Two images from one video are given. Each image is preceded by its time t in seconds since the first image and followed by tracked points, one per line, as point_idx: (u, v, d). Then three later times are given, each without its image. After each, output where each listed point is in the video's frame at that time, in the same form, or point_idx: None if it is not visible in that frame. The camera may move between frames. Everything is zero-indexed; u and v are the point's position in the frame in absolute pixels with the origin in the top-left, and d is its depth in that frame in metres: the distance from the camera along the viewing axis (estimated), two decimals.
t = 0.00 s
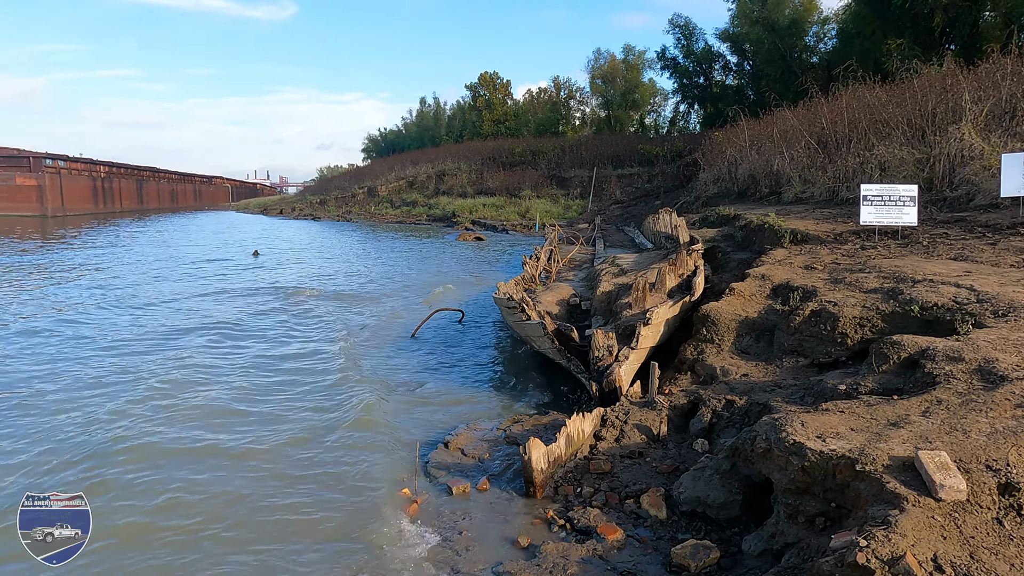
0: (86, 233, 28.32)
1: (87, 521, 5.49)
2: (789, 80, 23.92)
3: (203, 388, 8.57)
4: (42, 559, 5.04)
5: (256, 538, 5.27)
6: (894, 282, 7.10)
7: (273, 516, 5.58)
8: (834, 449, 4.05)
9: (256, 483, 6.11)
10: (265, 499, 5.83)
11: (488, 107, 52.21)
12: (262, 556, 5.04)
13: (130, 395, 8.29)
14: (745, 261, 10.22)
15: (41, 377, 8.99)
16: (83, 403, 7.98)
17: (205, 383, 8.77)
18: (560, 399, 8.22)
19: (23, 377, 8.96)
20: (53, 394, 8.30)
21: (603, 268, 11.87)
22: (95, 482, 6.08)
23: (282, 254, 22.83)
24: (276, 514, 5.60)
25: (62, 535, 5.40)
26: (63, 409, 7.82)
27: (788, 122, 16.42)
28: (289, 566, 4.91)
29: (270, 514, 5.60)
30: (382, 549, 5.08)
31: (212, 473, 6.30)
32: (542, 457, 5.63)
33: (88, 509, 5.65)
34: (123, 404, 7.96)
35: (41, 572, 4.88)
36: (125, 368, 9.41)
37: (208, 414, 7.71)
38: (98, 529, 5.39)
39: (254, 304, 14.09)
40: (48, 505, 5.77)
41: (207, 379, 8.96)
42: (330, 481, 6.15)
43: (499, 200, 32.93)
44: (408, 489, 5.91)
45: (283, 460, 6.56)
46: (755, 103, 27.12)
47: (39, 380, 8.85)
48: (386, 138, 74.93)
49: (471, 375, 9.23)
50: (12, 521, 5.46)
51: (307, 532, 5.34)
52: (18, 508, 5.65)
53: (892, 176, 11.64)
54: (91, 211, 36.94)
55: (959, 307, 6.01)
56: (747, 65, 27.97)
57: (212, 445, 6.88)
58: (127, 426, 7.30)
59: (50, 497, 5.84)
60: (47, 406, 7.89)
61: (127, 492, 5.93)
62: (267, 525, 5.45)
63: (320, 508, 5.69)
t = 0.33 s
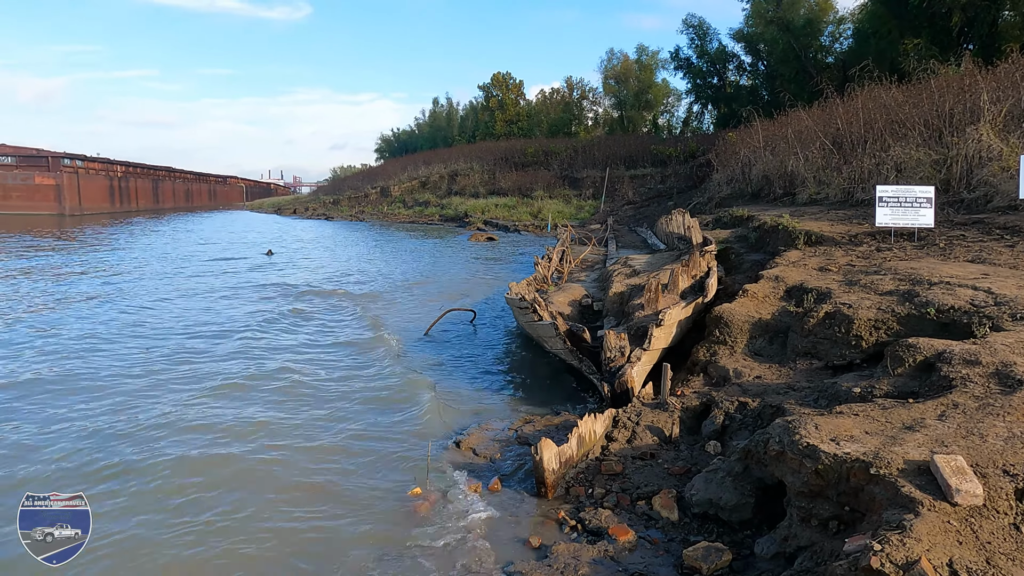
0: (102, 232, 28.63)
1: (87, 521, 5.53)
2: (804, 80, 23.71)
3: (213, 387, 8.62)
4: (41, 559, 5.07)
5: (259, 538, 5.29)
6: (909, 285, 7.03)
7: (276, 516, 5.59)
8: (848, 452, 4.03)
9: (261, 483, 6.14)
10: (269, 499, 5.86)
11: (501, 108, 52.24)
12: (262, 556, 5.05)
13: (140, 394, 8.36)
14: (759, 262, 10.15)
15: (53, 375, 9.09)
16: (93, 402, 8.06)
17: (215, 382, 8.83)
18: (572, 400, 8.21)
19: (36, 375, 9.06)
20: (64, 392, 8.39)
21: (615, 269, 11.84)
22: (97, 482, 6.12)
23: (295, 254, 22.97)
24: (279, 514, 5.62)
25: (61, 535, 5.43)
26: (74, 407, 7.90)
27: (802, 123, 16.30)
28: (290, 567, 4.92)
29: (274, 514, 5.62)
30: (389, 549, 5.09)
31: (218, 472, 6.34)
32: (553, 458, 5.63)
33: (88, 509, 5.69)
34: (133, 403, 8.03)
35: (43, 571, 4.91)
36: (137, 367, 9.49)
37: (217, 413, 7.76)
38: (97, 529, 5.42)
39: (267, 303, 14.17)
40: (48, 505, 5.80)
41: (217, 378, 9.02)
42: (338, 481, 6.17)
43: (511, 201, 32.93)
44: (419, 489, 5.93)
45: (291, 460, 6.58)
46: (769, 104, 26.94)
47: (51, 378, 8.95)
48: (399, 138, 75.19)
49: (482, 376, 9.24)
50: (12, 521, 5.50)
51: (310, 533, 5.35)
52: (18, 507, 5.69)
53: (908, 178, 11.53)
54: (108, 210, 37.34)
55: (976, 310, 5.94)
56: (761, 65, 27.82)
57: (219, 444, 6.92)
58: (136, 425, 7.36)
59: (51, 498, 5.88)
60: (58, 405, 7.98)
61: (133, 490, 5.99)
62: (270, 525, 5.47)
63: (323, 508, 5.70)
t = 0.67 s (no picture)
0: (117, 237, 28.99)
1: (87, 521, 5.62)
2: (817, 85, 23.62)
3: (222, 391, 8.70)
4: (41, 559, 5.15)
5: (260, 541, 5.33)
6: (924, 290, 6.97)
7: (279, 520, 5.64)
8: (864, 459, 4.00)
9: (266, 486, 6.19)
10: (273, 502, 5.91)
11: (512, 113, 52.42)
12: (262, 560, 5.10)
13: (149, 397, 8.46)
14: (771, 267, 10.09)
15: (66, 377, 9.24)
16: (104, 405, 8.17)
17: (224, 386, 8.91)
18: (584, 404, 8.20)
19: (51, 378, 9.21)
20: (75, 395, 8.52)
21: (626, 274, 11.84)
22: (99, 483, 6.20)
23: (308, 259, 23.15)
24: (282, 518, 5.67)
25: (61, 535, 5.53)
26: (85, 410, 8.01)
27: (815, 127, 16.22)
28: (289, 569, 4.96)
29: (276, 518, 5.67)
30: (395, 552, 5.14)
31: (223, 476, 6.40)
32: (565, 463, 5.62)
33: (88, 509, 5.79)
34: (144, 407, 8.13)
35: (47, 571, 4.99)
36: (149, 371, 9.62)
37: (226, 417, 7.83)
38: (97, 530, 5.50)
39: (279, 307, 14.30)
40: (48, 505, 5.91)
41: (227, 382, 9.11)
42: (344, 485, 6.20)
43: (522, 206, 33.02)
44: (433, 493, 5.96)
45: (298, 464, 6.63)
46: (781, 108, 26.85)
47: (63, 381, 9.09)
48: (410, 144, 75.62)
49: (493, 380, 9.26)
50: (12, 521, 5.59)
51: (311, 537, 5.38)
52: (18, 507, 5.78)
53: (922, 182, 11.44)
54: (125, 215, 37.84)
55: (993, 315, 5.88)
56: (773, 70, 27.74)
57: (227, 448, 6.98)
58: (145, 429, 7.45)
59: (50, 498, 5.98)
60: (69, 407, 8.10)
61: (139, 492, 6.08)
62: (271, 528, 5.51)
63: (326, 512, 5.74)
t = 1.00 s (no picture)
0: (113, 234, 28.89)
1: (87, 521, 5.57)
2: (814, 89, 23.69)
3: (219, 391, 8.66)
4: (41, 559, 5.11)
5: (259, 542, 5.31)
6: (919, 295, 7.00)
7: (279, 521, 5.60)
8: (858, 462, 4.01)
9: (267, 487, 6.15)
10: (271, 504, 5.85)
11: (510, 115, 52.46)
12: (261, 561, 5.06)
13: (147, 396, 8.41)
14: (768, 271, 10.12)
15: (61, 375, 9.18)
16: (101, 403, 8.12)
17: (221, 386, 8.87)
18: (579, 406, 8.21)
19: (46, 376, 9.14)
20: (72, 393, 8.46)
21: (623, 276, 11.85)
22: (100, 484, 6.15)
23: (304, 258, 23.11)
24: (283, 518, 5.63)
25: (61, 535, 5.49)
26: (82, 408, 7.96)
27: (812, 131, 16.27)
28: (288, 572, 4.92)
29: (276, 519, 5.63)
30: (390, 552, 5.13)
31: (223, 476, 6.36)
32: (560, 464, 5.62)
33: (88, 509, 5.74)
34: (141, 405, 8.08)
35: (47, 571, 4.95)
36: (145, 369, 9.56)
37: (223, 417, 7.79)
38: (98, 530, 5.46)
39: (275, 306, 14.25)
40: (48, 505, 5.85)
41: (224, 381, 9.06)
42: (343, 485, 6.19)
43: (519, 207, 33.03)
44: (428, 494, 5.95)
45: (295, 464, 6.60)
46: (778, 112, 26.93)
47: (60, 379, 9.03)
48: (408, 144, 75.55)
49: (489, 381, 9.24)
50: (12, 520, 5.53)
51: (305, 537, 5.36)
52: (18, 507, 5.72)
53: (918, 187, 11.49)
54: (120, 213, 37.69)
55: (987, 321, 5.91)
56: (771, 74, 27.83)
57: (224, 448, 6.94)
58: (143, 428, 7.40)
59: (50, 498, 5.92)
60: (66, 405, 8.04)
61: (140, 492, 6.05)
62: (270, 529, 5.48)
63: (326, 514, 5.70)
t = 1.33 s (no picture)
0: (82, 225, 28.18)
1: (88, 521, 5.41)
2: (791, 87, 23.98)
3: (200, 385, 8.50)
4: (41, 559, 4.97)
5: (256, 538, 5.21)
6: (890, 290, 7.14)
7: (274, 517, 5.50)
8: (828, 454, 4.08)
9: (258, 482, 6.05)
10: (260, 499, 5.78)
11: (490, 108, 52.26)
12: (254, 556, 4.98)
13: (126, 390, 8.21)
14: (743, 266, 10.24)
15: (37, 370, 8.92)
16: (79, 398, 7.91)
17: (202, 380, 8.72)
18: (556, 399, 8.24)
19: (20, 370, 8.88)
20: (48, 388, 8.22)
21: (601, 270, 11.91)
22: (98, 482, 5.98)
23: (280, 250, 22.82)
24: (277, 514, 5.54)
25: (61, 535, 5.33)
26: (59, 403, 7.74)
27: (788, 128, 16.45)
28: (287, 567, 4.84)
29: (271, 514, 5.53)
30: (375, 543, 5.12)
31: (214, 471, 6.23)
32: (536, 457, 5.63)
33: (89, 509, 5.57)
34: (119, 400, 7.89)
35: (41, 572, 4.80)
36: (123, 363, 9.35)
37: (205, 411, 7.65)
38: (98, 529, 5.31)
39: (252, 299, 14.04)
40: (48, 505, 5.68)
41: (205, 375, 8.89)
42: (331, 479, 6.12)
43: (498, 201, 32.95)
44: (404, 487, 5.94)
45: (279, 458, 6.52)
46: (756, 109, 27.23)
47: (35, 373, 8.77)
48: (386, 137, 74.87)
49: (468, 374, 9.24)
50: (11, 521, 5.37)
51: (292, 529, 5.32)
52: (18, 507, 5.56)
53: (891, 185, 11.71)
54: (91, 203, 36.78)
55: (955, 316, 6.05)
56: (749, 71, 28.12)
57: (208, 443, 6.82)
58: (124, 424, 7.23)
59: (51, 497, 5.75)
60: (42, 400, 7.81)
61: (130, 489, 5.89)
62: (266, 525, 5.37)
63: (320, 508, 5.62)
